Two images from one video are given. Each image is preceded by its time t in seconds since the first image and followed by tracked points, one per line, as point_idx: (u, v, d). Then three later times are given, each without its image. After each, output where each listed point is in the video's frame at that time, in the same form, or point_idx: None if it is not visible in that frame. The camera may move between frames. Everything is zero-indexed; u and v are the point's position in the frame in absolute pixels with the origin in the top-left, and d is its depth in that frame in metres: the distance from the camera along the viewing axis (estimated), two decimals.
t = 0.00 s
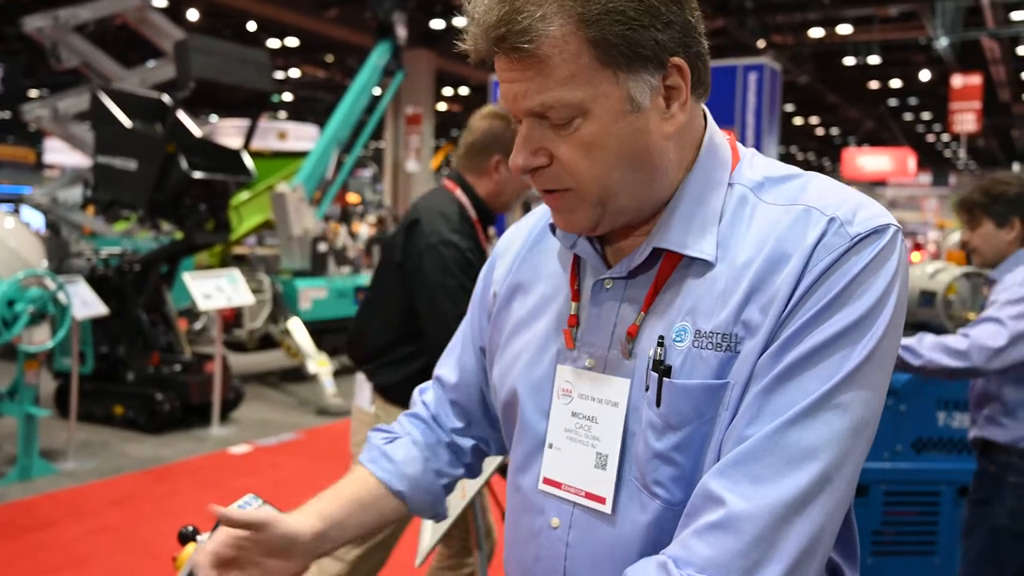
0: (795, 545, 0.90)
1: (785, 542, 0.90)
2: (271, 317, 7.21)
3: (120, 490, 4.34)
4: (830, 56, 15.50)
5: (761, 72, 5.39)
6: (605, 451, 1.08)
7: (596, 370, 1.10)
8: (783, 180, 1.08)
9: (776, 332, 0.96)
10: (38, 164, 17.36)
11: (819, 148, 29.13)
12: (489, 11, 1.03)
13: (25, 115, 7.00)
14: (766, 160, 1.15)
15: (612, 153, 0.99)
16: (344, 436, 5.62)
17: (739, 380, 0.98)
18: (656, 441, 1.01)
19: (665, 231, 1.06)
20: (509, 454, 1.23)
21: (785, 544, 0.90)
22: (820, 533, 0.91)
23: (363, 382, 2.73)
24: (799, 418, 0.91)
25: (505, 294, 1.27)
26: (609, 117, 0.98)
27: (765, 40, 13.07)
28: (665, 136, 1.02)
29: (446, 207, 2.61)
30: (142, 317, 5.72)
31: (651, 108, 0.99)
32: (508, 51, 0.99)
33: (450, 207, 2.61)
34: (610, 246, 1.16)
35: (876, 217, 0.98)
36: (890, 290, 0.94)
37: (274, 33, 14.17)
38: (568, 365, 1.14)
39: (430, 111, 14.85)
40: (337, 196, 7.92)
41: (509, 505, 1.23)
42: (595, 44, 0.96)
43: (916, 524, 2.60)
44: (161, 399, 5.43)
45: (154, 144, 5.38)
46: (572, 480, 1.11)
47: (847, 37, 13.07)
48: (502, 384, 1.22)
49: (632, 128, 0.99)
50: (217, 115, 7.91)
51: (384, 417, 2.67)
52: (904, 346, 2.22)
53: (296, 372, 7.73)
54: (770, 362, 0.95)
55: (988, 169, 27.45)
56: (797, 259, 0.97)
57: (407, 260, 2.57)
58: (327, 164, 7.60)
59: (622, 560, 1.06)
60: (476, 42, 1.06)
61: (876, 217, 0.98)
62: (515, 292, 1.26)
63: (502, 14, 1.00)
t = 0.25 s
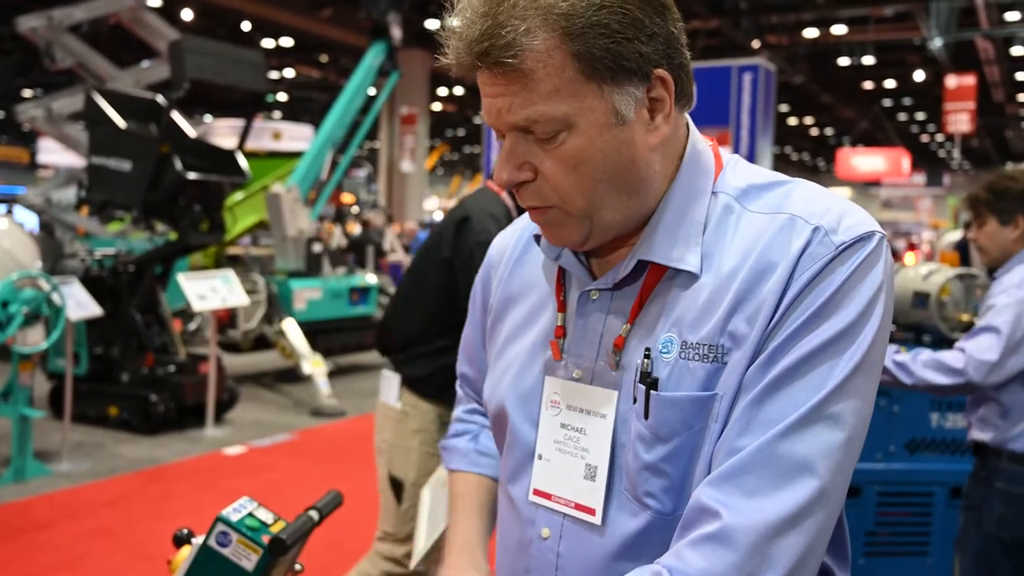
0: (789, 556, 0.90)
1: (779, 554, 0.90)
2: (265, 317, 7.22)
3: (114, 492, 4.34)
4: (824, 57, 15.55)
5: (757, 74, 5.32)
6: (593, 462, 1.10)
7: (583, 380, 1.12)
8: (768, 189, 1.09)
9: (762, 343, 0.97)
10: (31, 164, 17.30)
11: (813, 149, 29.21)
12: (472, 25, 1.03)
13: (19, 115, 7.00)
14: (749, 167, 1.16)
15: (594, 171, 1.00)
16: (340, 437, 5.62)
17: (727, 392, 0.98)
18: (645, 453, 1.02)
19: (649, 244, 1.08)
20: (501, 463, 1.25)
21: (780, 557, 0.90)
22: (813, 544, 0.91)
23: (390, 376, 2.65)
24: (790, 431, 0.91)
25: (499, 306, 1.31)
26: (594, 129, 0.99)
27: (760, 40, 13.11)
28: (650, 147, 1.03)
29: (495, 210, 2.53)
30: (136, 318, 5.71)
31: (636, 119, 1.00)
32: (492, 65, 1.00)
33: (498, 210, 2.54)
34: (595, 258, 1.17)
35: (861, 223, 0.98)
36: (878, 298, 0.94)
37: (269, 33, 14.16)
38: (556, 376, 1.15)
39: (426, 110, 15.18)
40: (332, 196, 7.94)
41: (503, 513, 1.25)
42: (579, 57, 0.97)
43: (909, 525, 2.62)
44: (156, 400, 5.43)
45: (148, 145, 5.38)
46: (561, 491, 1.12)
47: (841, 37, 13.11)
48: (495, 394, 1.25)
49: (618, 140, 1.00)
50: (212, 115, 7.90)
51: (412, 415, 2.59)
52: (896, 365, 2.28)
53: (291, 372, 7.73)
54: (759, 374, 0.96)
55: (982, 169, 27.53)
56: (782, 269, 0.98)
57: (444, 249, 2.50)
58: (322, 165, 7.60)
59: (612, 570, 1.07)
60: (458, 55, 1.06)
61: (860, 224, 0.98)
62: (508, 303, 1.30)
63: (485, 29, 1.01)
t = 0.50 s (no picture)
0: (783, 564, 0.90)
1: (773, 564, 0.90)
2: (262, 320, 7.14)
3: (109, 495, 4.33)
4: (820, 60, 15.59)
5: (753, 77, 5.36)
6: (583, 468, 1.10)
7: (571, 387, 1.13)
8: (754, 194, 1.10)
9: (750, 352, 0.98)
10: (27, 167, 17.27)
11: (809, 151, 29.30)
12: (461, 35, 1.04)
13: (15, 118, 6.99)
14: (737, 171, 1.16)
15: (583, 179, 1.01)
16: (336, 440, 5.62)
17: (716, 401, 0.99)
18: (634, 460, 1.03)
19: (637, 250, 1.08)
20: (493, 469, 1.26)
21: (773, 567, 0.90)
22: (806, 553, 0.91)
23: (413, 373, 2.78)
24: (780, 441, 0.91)
25: (492, 312, 1.32)
26: (585, 136, 0.99)
27: (756, 43, 13.14)
28: (640, 152, 1.04)
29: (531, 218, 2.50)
30: (132, 321, 5.70)
31: (626, 126, 1.01)
32: (482, 75, 1.00)
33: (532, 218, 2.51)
34: (583, 264, 1.18)
35: (846, 229, 0.98)
36: (866, 303, 0.94)
37: (265, 36, 14.16)
38: (546, 382, 1.16)
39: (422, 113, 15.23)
40: (328, 199, 7.95)
41: (496, 519, 1.25)
42: (568, 64, 0.97)
43: (905, 527, 2.63)
44: (151, 403, 5.43)
45: (144, 148, 5.37)
46: (551, 496, 1.13)
47: (837, 40, 13.15)
48: (487, 400, 1.25)
49: (609, 146, 1.00)
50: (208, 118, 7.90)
51: (440, 409, 2.72)
52: (897, 361, 2.25)
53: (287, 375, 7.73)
54: (748, 385, 0.96)
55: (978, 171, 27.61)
56: (768, 277, 0.98)
57: (472, 247, 2.54)
58: (318, 168, 7.61)
59: None
60: (446, 64, 1.06)
61: (845, 230, 0.98)
62: (502, 309, 1.30)
63: (474, 38, 1.01)
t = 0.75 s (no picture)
0: (778, 563, 0.90)
1: (767, 563, 0.90)
2: (258, 318, 7.15)
3: (105, 494, 4.33)
4: (817, 59, 15.62)
5: (750, 76, 5.39)
6: (579, 468, 1.10)
7: (568, 387, 1.13)
8: (749, 195, 1.10)
9: (744, 353, 0.98)
10: (24, 166, 17.24)
11: (806, 151, 29.34)
12: (453, 38, 1.04)
13: (11, 116, 6.98)
14: (733, 171, 1.16)
15: (577, 181, 1.01)
16: (332, 439, 5.61)
17: (711, 400, 0.99)
18: (630, 460, 1.03)
19: (633, 250, 1.08)
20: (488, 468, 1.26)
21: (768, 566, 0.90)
22: (802, 551, 0.91)
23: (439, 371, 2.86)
24: (775, 440, 0.91)
25: (487, 311, 1.32)
26: (579, 139, 0.99)
27: (753, 42, 13.15)
28: (633, 154, 1.04)
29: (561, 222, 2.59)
30: (128, 319, 5.70)
31: (619, 128, 1.01)
32: (474, 78, 1.00)
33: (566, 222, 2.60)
34: (580, 264, 1.18)
35: (842, 229, 0.99)
36: (861, 302, 0.95)
37: (262, 35, 14.16)
38: (541, 382, 1.16)
39: (419, 113, 15.20)
40: (325, 198, 7.94)
41: (492, 519, 1.25)
42: (561, 67, 0.97)
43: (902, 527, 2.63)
44: (148, 402, 5.42)
45: (141, 146, 5.37)
46: (548, 497, 1.13)
47: (834, 40, 13.18)
48: (481, 400, 1.25)
49: (602, 148, 1.00)
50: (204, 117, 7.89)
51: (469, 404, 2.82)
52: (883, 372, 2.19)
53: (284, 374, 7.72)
54: (743, 384, 0.96)
55: (975, 170, 27.66)
56: (763, 277, 0.98)
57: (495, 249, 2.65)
58: (315, 166, 7.61)
59: None
60: (439, 66, 1.06)
61: (842, 230, 0.99)
62: (495, 309, 1.30)
63: (467, 41, 1.01)
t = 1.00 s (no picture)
0: (773, 561, 0.91)
1: (763, 559, 0.91)
2: (255, 317, 7.13)
3: (102, 493, 4.33)
4: (813, 58, 15.65)
5: (746, 75, 5.40)
6: (575, 464, 1.11)
7: (567, 383, 1.14)
8: (749, 194, 1.11)
9: (743, 349, 0.99)
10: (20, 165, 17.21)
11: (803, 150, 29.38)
12: (457, 32, 1.04)
13: (7, 115, 6.98)
14: (732, 170, 1.17)
15: (578, 176, 1.02)
16: (329, 438, 5.62)
17: (709, 398, 1.00)
18: (628, 456, 1.04)
19: (632, 247, 1.09)
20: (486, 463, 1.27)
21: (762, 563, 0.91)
22: (797, 549, 0.92)
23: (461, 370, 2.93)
24: (773, 437, 0.92)
25: (486, 306, 1.33)
26: (582, 135, 1.00)
27: (749, 41, 13.17)
28: (635, 151, 1.05)
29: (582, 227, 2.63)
30: (124, 318, 5.69)
31: (622, 125, 1.02)
32: (478, 72, 1.01)
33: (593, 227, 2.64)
34: (580, 260, 1.19)
35: (841, 229, 1.00)
36: (859, 302, 0.96)
37: (259, 33, 14.15)
38: (540, 377, 1.17)
39: (415, 112, 15.21)
40: (321, 197, 7.94)
41: (489, 515, 1.26)
42: (565, 62, 0.98)
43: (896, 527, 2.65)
44: (144, 401, 5.42)
45: (137, 146, 5.36)
46: (544, 492, 1.14)
47: (830, 39, 13.20)
48: (480, 394, 1.26)
49: (605, 144, 1.01)
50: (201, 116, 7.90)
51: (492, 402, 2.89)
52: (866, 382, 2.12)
53: (280, 373, 7.72)
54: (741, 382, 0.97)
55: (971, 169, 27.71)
56: (762, 275, 0.99)
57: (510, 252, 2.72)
58: (311, 165, 7.61)
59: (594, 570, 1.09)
60: (443, 59, 1.07)
61: (840, 230, 0.99)
62: (495, 303, 1.31)
63: (472, 36, 1.02)
